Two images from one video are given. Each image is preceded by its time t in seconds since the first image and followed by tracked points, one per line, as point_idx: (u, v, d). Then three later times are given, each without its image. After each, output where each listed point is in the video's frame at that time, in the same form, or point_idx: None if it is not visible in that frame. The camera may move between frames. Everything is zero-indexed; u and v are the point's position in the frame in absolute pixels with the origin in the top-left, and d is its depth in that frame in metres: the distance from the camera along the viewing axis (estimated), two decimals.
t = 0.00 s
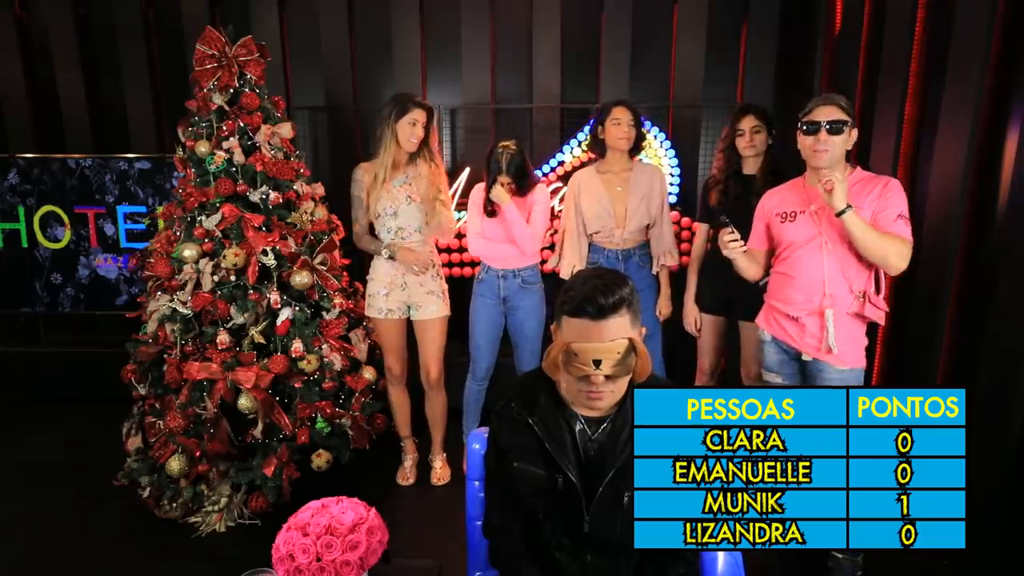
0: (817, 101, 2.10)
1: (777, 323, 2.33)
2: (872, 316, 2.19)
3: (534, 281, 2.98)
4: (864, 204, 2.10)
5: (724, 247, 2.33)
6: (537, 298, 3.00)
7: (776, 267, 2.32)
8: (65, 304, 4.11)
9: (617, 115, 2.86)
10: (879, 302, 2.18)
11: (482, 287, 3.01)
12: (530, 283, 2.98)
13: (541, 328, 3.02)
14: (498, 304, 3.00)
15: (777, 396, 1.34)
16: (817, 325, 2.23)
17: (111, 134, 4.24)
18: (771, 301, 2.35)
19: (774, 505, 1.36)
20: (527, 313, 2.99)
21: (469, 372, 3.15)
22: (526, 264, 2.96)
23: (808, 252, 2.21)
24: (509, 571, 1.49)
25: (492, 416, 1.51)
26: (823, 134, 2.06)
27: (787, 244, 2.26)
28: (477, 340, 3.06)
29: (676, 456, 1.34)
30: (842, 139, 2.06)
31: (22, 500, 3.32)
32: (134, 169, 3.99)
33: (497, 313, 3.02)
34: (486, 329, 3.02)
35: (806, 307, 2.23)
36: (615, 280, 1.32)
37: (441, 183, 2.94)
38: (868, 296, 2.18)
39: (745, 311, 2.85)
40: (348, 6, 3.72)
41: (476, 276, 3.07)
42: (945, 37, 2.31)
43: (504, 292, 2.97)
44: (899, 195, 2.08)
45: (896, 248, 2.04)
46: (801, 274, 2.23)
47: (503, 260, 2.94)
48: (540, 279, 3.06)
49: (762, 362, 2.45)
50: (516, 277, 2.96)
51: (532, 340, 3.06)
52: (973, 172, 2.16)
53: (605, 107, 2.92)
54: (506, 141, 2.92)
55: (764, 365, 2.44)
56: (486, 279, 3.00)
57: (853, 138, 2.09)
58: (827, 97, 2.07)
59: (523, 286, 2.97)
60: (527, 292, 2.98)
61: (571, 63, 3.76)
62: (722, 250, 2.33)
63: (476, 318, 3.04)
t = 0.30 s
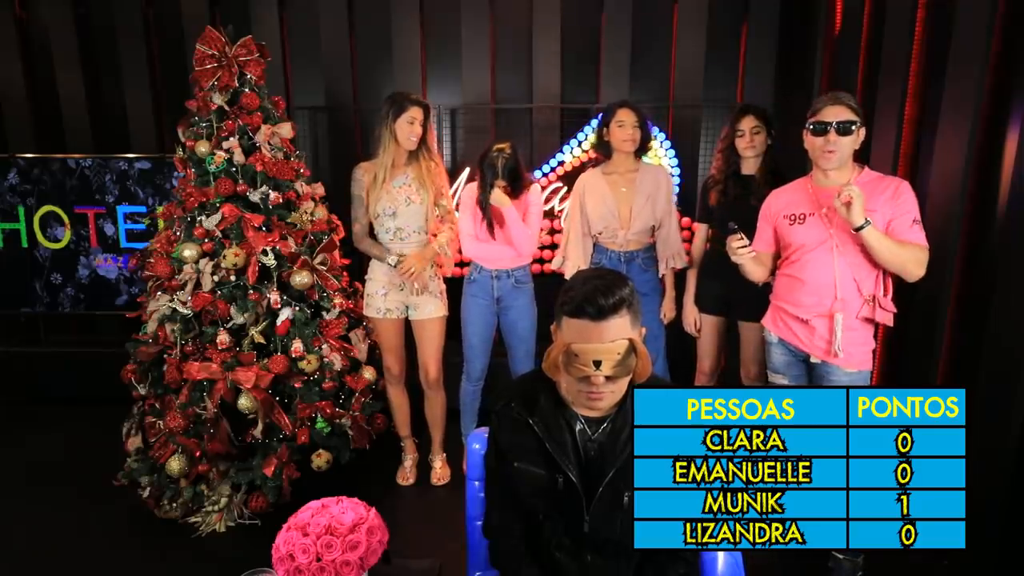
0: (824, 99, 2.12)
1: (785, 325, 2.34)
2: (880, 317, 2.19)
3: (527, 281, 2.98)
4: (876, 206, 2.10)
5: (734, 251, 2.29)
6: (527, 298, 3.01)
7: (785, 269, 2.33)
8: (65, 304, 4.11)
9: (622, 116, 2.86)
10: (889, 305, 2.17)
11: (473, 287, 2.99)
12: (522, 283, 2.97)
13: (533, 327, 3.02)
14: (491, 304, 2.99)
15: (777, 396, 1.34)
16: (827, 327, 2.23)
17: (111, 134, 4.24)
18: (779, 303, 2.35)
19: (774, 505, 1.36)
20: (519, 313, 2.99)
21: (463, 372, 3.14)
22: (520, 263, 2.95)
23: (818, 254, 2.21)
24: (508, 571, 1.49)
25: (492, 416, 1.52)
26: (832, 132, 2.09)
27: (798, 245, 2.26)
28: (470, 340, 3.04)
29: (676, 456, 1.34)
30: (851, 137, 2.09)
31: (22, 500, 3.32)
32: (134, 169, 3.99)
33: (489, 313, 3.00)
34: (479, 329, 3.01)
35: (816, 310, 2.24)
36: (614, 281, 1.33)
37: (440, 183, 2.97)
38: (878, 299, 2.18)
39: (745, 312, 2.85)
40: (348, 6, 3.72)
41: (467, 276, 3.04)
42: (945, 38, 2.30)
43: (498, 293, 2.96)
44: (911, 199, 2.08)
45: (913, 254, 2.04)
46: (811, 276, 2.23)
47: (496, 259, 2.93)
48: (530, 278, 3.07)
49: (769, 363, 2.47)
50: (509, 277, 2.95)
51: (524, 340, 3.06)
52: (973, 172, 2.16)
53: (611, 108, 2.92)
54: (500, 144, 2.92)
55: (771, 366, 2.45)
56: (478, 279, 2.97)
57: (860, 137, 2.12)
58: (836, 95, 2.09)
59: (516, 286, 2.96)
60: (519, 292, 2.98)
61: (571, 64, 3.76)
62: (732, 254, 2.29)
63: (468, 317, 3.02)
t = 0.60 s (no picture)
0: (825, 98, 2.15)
1: (787, 326, 2.33)
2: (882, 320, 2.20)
3: (521, 280, 3.00)
4: (878, 208, 2.11)
5: (739, 252, 2.28)
6: (521, 299, 3.02)
7: (786, 270, 2.33)
8: (65, 304, 4.11)
9: (626, 116, 2.87)
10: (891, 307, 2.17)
11: (468, 289, 2.98)
12: (517, 282, 2.99)
13: (527, 326, 3.04)
14: (486, 305, 2.98)
15: (777, 396, 1.35)
16: (829, 328, 2.23)
17: (111, 134, 4.24)
18: (780, 304, 2.35)
19: (774, 505, 1.38)
20: (514, 312, 3.00)
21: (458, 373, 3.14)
22: (515, 262, 2.97)
23: (820, 256, 2.21)
24: (509, 570, 1.49)
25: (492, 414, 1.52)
26: (833, 131, 2.10)
27: (800, 246, 2.26)
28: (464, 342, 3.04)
29: (676, 457, 1.35)
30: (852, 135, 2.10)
31: (22, 500, 3.32)
32: (134, 169, 3.99)
33: (483, 314, 3.00)
34: (474, 329, 3.00)
35: (818, 311, 2.24)
36: (612, 302, 1.25)
37: (437, 183, 2.96)
38: (880, 300, 2.17)
39: (746, 311, 2.85)
40: (349, 6, 3.73)
41: (459, 277, 3.03)
42: (945, 37, 2.30)
43: (494, 293, 2.96)
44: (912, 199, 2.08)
45: (915, 256, 2.04)
46: (813, 278, 2.23)
47: (492, 260, 2.93)
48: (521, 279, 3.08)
49: (770, 364, 2.47)
50: (505, 277, 2.96)
51: (519, 339, 3.07)
52: (973, 171, 2.16)
53: (616, 109, 2.93)
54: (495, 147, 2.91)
55: (772, 367, 2.46)
56: (472, 280, 2.96)
57: (862, 135, 2.13)
58: (837, 94, 2.12)
59: (511, 285, 2.97)
60: (514, 292, 2.99)
61: (571, 63, 3.77)
62: (738, 254, 2.28)
63: (462, 319, 3.00)
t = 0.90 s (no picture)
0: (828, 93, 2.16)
1: (785, 327, 2.34)
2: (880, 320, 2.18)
3: (520, 280, 3.01)
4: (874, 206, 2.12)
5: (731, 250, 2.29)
6: (521, 298, 3.03)
7: (784, 271, 2.34)
8: (65, 304, 4.12)
9: (623, 117, 2.87)
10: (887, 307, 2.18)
11: (469, 289, 2.96)
12: (516, 281, 3.00)
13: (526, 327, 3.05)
14: (487, 305, 2.98)
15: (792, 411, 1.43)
16: (826, 328, 2.23)
17: (111, 134, 4.24)
18: (778, 304, 2.36)
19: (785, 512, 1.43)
20: (514, 313, 3.01)
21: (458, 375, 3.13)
22: (513, 262, 2.98)
23: (817, 256, 2.23)
24: (510, 570, 1.65)
25: (495, 415, 1.67)
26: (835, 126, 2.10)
27: (797, 247, 2.27)
28: (466, 343, 3.03)
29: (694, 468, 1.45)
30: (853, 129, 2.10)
31: (23, 500, 3.32)
32: (133, 169, 3.99)
33: (485, 314, 2.99)
34: (477, 330, 3.00)
35: (816, 311, 2.24)
36: (602, 360, 1.39)
37: (436, 182, 2.96)
38: (877, 301, 2.18)
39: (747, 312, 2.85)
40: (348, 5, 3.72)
41: (459, 277, 3.01)
42: (945, 38, 2.30)
43: (495, 293, 2.96)
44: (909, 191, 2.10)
45: (911, 240, 2.02)
46: (810, 278, 2.24)
47: (493, 258, 2.92)
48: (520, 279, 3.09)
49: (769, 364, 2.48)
50: (505, 276, 2.96)
51: (518, 339, 3.07)
52: (973, 171, 2.16)
53: (613, 110, 2.94)
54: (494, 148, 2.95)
55: (770, 367, 2.46)
56: (474, 280, 2.95)
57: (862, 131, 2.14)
58: (842, 90, 2.12)
59: (511, 285, 2.98)
60: (513, 292, 3.00)
61: (571, 63, 3.77)
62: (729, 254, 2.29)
63: (463, 320, 2.99)
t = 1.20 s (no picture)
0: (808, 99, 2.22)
1: (780, 328, 2.34)
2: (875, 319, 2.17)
3: (527, 280, 3.01)
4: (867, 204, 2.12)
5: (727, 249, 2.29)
6: (527, 298, 3.03)
7: (779, 271, 2.35)
8: (65, 304, 4.12)
9: (618, 118, 2.87)
10: (882, 307, 2.17)
11: (474, 289, 2.95)
12: (522, 281, 3.00)
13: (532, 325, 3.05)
14: (493, 305, 2.97)
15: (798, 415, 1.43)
16: (821, 328, 2.22)
17: (111, 134, 4.24)
18: (774, 304, 2.37)
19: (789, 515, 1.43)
20: (520, 312, 3.00)
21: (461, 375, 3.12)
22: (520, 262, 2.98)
23: (812, 256, 2.23)
24: (510, 570, 1.66)
25: (496, 413, 1.68)
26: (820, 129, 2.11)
27: (791, 247, 2.27)
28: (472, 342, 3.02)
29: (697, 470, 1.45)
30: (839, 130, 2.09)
31: (23, 500, 3.32)
32: (133, 169, 3.99)
33: (491, 314, 2.98)
34: (482, 330, 2.99)
35: (810, 311, 2.24)
36: (602, 360, 1.39)
37: (436, 182, 2.96)
38: (871, 301, 2.17)
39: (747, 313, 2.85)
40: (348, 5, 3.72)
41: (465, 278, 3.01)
42: (945, 37, 2.30)
43: (501, 293, 2.95)
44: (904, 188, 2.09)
45: (907, 236, 2.01)
46: (804, 277, 2.24)
47: (500, 259, 2.92)
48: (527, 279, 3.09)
49: (765, 364, 2.47)
50: (512, 276, 2.96)
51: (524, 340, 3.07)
52: (974, 171, 2.16)
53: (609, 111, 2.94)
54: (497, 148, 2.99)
55: (766, 367, 2.46)
56: (480, 280, 2.94)
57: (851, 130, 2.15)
58: (829, 91, 2.17)
59: (517, 284, 2.98)
60: (520, 291, 3.00)
61: (571, 63, 3.77)
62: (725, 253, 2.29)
63: (468, 320, 2.99)
